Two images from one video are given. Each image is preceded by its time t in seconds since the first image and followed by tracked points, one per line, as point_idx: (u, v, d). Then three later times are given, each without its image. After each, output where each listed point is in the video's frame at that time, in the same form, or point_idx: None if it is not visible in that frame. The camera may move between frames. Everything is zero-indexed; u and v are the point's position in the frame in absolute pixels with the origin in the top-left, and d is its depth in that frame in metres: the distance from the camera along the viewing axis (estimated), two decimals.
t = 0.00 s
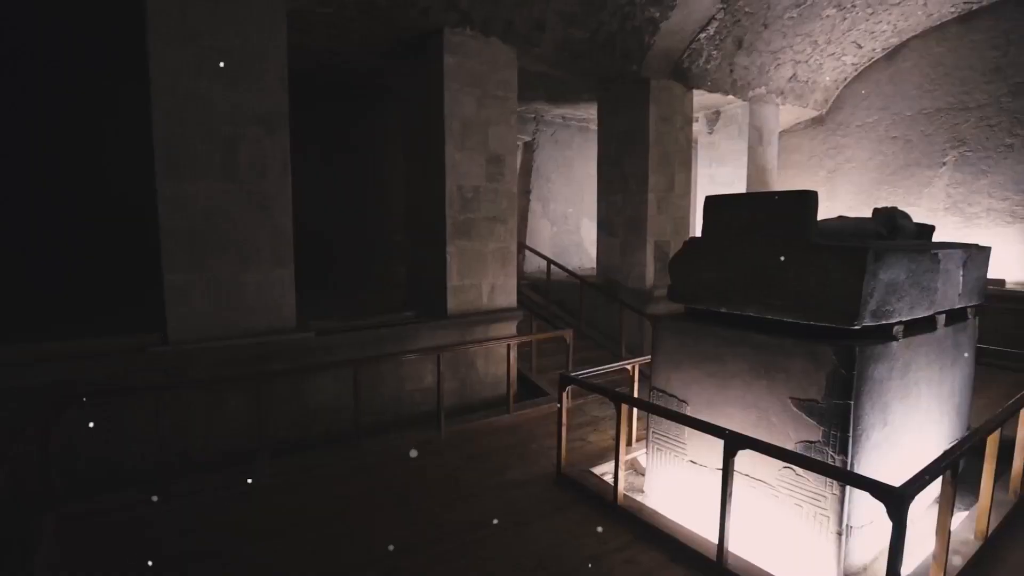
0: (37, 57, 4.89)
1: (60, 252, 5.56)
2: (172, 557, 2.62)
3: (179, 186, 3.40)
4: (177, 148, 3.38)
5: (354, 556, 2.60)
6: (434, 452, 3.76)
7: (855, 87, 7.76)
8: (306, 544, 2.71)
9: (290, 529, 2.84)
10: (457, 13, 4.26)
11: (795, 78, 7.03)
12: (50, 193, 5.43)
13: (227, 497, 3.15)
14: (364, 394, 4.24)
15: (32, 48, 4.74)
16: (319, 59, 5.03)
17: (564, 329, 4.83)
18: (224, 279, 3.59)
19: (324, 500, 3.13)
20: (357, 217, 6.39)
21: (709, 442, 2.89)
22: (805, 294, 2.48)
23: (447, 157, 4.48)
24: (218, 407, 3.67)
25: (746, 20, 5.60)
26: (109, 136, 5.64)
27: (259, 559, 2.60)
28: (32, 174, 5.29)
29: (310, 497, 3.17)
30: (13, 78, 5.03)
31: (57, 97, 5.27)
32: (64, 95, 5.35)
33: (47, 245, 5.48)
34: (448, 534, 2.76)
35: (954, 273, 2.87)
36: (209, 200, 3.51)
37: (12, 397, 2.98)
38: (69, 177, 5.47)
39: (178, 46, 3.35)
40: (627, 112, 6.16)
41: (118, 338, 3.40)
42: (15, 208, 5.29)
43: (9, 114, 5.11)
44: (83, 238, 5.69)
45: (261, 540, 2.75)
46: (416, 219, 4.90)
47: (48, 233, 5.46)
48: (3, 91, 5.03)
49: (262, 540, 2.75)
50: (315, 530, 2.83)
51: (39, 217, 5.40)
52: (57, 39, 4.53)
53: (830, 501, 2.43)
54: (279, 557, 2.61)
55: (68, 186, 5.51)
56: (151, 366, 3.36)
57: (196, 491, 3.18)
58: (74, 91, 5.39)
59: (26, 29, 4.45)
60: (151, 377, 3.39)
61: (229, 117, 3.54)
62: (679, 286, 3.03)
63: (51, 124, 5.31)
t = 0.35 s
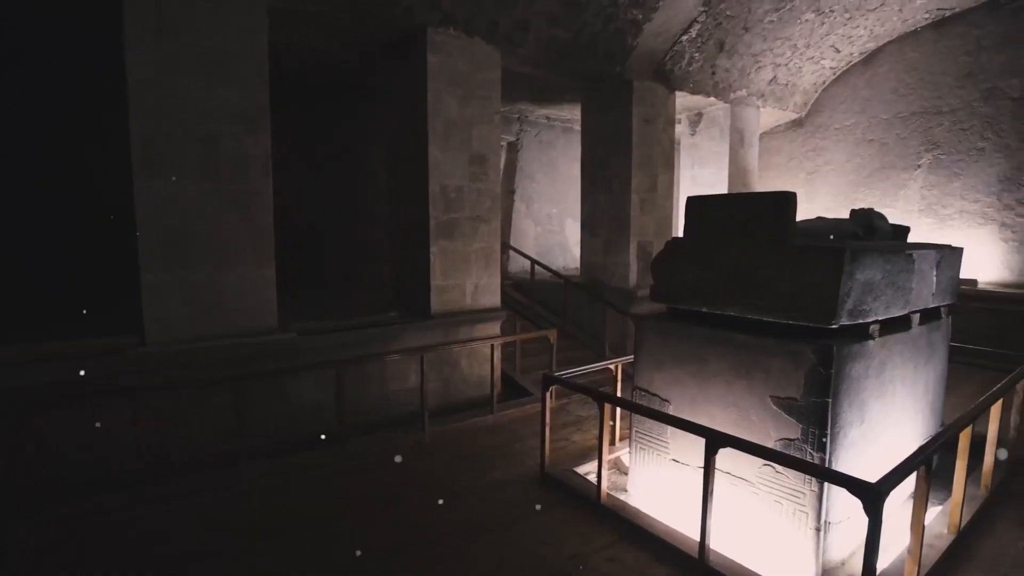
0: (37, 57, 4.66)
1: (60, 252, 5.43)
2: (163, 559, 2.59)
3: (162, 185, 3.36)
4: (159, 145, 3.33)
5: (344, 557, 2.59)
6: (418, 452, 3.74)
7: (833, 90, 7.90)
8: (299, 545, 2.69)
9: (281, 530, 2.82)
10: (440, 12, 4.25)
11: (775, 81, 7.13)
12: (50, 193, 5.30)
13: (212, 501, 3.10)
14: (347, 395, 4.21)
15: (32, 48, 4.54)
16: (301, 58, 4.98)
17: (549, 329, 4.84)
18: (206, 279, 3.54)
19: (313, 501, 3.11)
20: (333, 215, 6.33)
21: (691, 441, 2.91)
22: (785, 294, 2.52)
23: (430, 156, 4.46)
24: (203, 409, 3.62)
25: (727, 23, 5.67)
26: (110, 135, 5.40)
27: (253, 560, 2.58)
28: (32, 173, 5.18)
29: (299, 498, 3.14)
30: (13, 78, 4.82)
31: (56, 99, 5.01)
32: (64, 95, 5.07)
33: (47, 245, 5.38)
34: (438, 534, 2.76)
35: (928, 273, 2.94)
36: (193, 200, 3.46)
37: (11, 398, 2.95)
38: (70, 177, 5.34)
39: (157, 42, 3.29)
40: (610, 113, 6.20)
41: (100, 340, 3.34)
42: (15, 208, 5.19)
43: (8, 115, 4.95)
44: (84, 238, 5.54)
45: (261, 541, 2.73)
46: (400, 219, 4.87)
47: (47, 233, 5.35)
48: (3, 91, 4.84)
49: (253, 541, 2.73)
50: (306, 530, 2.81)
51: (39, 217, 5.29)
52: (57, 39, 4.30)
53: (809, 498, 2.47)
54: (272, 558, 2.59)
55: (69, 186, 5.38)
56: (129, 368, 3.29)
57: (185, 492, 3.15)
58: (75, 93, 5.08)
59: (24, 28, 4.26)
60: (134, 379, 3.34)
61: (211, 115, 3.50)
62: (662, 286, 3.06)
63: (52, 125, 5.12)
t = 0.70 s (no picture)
0: (37, 58, 4.06)
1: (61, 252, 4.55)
2: (151, 562, 2.56)
3: (145, 183, 3.30)
4: (141, 143, 3.28)
5: (333, 557, 2.57)
6: (405, 452, 3.72)
7: (815, 92, 8.01)
8: (288, 546, 2.67)
9: (270, 531, 2.80)
10: (426, 10, 4.23)
11: (758, 83, 7.22)
12: (51, 194, 4.46)
13: (200, 503, 3.06)
14: (331, 395, 4.17)
15: (32, 48, 4.02)
16: (286, 55, 4.93)
17: (535, 328, 4.83)
18: (189, 278, 3.49)
19: (302, 501, 3.09)
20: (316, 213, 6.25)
21: (675, 439, 2.93)
22: (768, 293, 2.54)
23: (416, 155, 4.44)
24: (185, 411, 3.57)
25: (711, 25, 5.73)
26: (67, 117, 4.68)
27: (243, 561, 2.56)
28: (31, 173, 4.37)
29: (286, 498, 3.12)
30: (12, 76, 4.10)
31: (58, 97, 4.24)
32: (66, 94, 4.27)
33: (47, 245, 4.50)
34: (428, 533, 2.75)
35: (906, 272, 2.99)
36: (176, 198, 3.42)
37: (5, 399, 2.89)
38: (74, 177, 4.53)
39: (137, 37, 3.23)
40: (596, 113, 6.22)
41: (78, 341, 3.26)
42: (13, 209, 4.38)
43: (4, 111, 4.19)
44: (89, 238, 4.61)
45: (262, 540, 2.71)
46: (385, 218, 4.84)
47: (48, 234, 4.48)
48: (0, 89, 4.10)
49: (242, 542, 2.70)
50: (295, 531, 2.79)
51: (39, 218, 4.43)
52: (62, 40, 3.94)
53: (791, 494, 2.50)
54: (262, 559, 2.57)
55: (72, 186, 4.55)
56: (109, 370, 3.23)
57: (169, 495, 3.10)
58: (76, 92, 4.26)
59: (25, 28, 3.92)
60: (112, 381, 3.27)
61: (194, 112, 3.45)
62: (645, 285, 3.07)
63: (53, 124, 4.35)
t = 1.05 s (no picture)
0: (36, 58, 3.84)
1: (61, 252, 4.45)
2: (134, 564, 2.52)
3: (124, 180, 3.25)
4: (120, 139, 3.22)
5: (320, 557, 2.56)
6: (391, 451, 3.70)
7: (797, 94, 8.10)
8: (275, 546, 2.64)
9: (255, 531, 2.77)
10: (411, 8, 4.21)
11: (742, 84, 7.29)
12: (51, 194, 4.41)
13: (186, 505, 3.01)
14: (315, 395, 4.14)
15: (32, 48, 3.83)
16: (270, 51, 4.86)
17: (520, 327, 4.83)
18: (169, 277, 3.44)
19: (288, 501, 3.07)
20: (313, 212, 6.15)
21: (660, 436, 2.95)
22: (750, 291, 2.57)
23: (401, 153, 4.42)
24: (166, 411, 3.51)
25: (696, 25, 5.77)
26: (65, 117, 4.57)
27: (229, 561, 2.53)
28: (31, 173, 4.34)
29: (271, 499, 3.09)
30: (12, 75, 3.99)
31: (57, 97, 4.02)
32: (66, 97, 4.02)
33: (47, 245, 4.45)
34: (415, 532, 2.75)
35: (885, 270, 3.04)
36: (156, 195, 3.36)
37: None
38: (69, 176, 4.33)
39: (115, 32, 3.17)
40: (582, 113, 6.23)
41: (54, 342, 3.19)
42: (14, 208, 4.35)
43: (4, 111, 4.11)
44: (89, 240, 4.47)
45: (254, 540, 2.69)
46: (370, 216, 4.81)
47: (47, 233, 4.44)
48: None
49: (226, 543, 2.67)
50: (281, 530, 2.77)
51: (39, 218, 4.41)
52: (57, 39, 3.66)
53: (773, 490, 2.53)
54: (248, 559, 2.54)
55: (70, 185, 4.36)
56: (86, 369, 3.17)
57: (151, 497, 3.05)
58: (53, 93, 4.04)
59: (24, 27, 3.72)
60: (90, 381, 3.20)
61: (174, 107, 3.39)
62: (630, 284, 3.10)
63: (53, 125, 4.21)
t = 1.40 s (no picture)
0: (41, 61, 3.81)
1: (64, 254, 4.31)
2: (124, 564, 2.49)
3: (105, 177, 3.19)
4: (103, 134, 3.17)
5: (310, 555, 2.55)
6: (379, 449, 3.69)
7: (783, 94, 8.17)
8: (265, 544, 2.63)
9: (246, 529, 2.75)
10: (400, 4, 4.18)
11: (729, 83, 7.34)
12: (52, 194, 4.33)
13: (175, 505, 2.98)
14: (303, 393, 4.11)
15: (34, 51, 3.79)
16: (256, 47, 4.81)
17: (509, 324, 4.82)
18: (154, 275, 3.39)
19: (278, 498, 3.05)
20: (314, 213, 6.06)
21: (647, 433, 2.97)
22: (736, 290, 2.59)
23: (389, 151, 4.39)
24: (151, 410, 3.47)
25: (684, 25, 5.80)
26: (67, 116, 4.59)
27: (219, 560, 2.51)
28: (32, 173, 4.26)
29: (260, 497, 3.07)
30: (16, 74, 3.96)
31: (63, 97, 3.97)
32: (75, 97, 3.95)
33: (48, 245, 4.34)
34: (406, 529, 2.75)
35: (869, 268, 3.08)
36: (140, 192, 3.31)
37: None
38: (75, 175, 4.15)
39: (97, 25, 3.11)
40: (570, 111, 6.24)
41: (34, 341, 3.14)
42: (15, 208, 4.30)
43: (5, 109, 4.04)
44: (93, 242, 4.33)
45: (247, 540, 2.67)
46: (358, 213, 4.78)
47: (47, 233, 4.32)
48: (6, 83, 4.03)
49: (216, 542, 2.65)
50: (271, 529, 2.76)
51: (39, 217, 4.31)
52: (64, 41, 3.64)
53: (759, 486, 2.56)
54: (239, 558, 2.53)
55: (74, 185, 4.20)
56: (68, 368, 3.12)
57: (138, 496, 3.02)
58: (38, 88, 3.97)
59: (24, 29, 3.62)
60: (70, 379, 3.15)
61: (158, 103, 3.34)
62: (618, 282, 3.11)
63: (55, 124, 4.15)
